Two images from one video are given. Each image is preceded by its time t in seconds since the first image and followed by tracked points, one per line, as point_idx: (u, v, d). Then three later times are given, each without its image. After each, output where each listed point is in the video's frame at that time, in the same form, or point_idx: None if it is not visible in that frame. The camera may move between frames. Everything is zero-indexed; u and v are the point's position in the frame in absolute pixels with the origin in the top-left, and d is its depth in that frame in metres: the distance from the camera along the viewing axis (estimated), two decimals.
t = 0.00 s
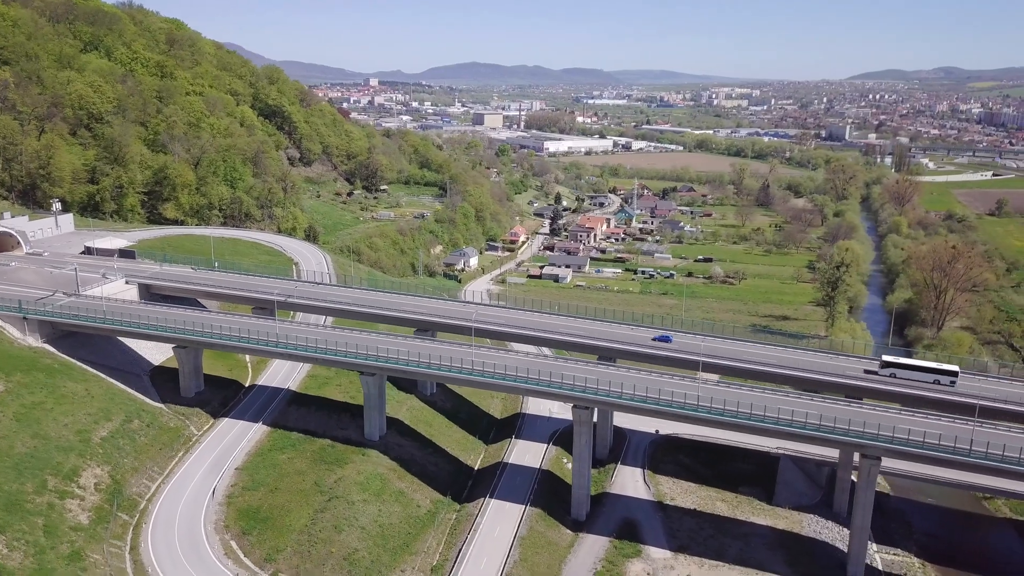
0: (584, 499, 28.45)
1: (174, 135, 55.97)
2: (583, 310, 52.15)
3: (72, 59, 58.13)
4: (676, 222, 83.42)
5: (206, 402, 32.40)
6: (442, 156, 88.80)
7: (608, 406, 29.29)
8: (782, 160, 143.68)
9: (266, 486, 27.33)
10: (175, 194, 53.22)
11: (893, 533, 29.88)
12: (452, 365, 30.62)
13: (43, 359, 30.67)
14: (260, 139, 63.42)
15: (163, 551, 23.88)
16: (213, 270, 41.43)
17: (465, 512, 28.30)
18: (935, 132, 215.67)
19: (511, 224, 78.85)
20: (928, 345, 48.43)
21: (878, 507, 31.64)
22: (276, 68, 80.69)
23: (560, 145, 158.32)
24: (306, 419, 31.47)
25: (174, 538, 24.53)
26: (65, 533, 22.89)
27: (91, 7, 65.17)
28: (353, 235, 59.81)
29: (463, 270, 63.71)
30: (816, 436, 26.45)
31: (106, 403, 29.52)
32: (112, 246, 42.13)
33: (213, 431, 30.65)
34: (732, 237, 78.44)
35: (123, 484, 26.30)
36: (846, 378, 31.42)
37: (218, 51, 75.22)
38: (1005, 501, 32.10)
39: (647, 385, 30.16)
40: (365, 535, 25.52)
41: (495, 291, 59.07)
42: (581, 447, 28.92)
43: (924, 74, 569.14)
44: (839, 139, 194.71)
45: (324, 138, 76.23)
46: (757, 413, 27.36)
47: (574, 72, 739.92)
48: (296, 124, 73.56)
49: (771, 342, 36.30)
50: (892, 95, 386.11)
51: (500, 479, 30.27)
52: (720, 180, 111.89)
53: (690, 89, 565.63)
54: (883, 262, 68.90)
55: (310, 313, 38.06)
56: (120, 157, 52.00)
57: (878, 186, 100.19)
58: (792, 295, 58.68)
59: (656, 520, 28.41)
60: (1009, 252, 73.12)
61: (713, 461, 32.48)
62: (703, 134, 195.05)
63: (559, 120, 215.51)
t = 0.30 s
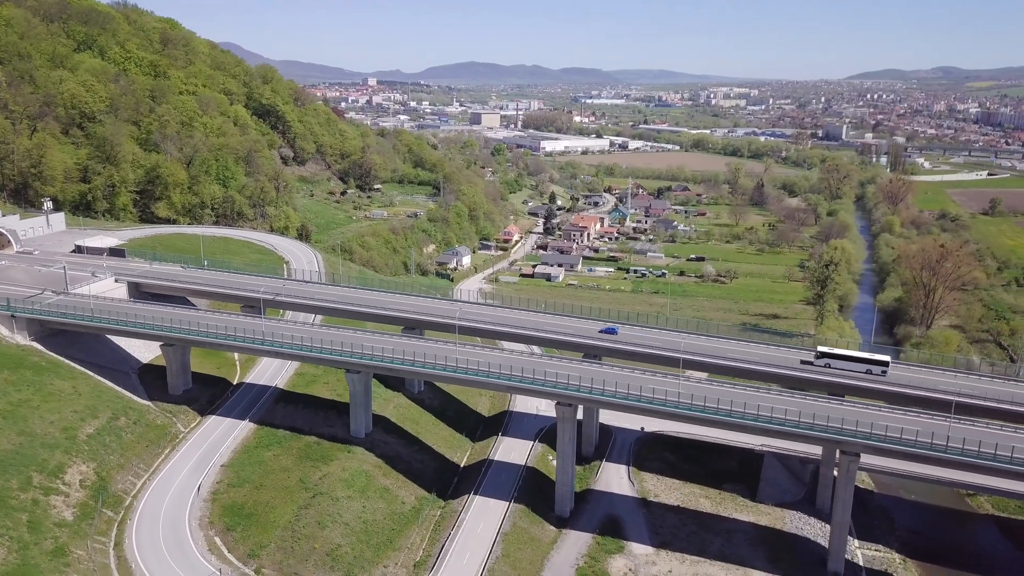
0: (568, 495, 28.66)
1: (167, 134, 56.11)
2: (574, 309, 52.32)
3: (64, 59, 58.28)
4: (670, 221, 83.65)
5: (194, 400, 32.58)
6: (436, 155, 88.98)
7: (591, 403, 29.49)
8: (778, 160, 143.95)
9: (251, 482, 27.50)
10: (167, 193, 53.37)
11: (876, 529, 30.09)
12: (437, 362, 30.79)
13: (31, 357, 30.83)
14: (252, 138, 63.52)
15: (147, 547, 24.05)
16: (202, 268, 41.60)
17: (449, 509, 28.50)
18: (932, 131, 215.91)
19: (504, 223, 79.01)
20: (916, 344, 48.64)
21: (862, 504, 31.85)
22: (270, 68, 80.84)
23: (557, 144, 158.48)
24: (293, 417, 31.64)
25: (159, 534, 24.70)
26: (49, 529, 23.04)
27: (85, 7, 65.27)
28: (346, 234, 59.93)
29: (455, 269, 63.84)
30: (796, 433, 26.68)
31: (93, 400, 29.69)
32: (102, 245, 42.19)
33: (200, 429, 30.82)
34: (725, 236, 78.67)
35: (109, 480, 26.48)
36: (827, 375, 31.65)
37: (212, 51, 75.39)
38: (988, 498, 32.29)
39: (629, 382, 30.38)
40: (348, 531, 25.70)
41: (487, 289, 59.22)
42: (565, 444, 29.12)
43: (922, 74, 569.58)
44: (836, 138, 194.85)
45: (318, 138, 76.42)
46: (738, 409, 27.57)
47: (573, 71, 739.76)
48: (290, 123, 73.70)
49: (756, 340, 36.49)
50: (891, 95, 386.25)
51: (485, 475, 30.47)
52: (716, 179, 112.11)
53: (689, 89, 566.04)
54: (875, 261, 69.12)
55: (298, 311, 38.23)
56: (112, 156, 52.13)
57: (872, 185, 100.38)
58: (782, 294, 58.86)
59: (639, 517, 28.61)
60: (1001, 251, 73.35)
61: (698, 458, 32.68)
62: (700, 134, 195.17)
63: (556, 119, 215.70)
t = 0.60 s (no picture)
0: (552, 491, 28.86)
1: (159, 133, 56.25)
2: (565, 308, 52.59)
3: (57, 58, 58.44)
4: (663, 221, 83.92)
5: (181, 398, 32.73)
6: (431, 154, 89.20)
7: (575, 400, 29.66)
8: (774, 159, 144.32)
9: (236, 479, 27.64)
10: (160, 192, 53.47)
11: (858, 525, 30.30)
12: (421, 360, 30.97)
13: (18, 355, 30.96)
14: (245, 137, 63.61)
15: (131, 543, 24.21)
16: (192, 267, 41.76)
17: (434, 505, 28.69)
18: (928, 131, 216.31)
19: (498, 223, 79.22)
20: (904, 341, 48.92)
21: (845, 501, 32.06)
22: (264, 67, 80.98)
23: (554, 144, 158.69)
24: (280, 414, 31.81)
25: (143, 530, 24.85)
26: (33, 525, 23.15)
27: (78, 6, 65.42)
28: (338, 233, 60.08)
29: (448, 268, 64.05)
30: (776, 430, 26.93)
31: (80, 398, 29.84)
32: (92, 243, 42.32)
33: (187, 426, 30.98)
34: (718, 235, 78.91)
35: (94, 477, 26.61)
36: (810, 372, 31.88)
37: (205, 50, 75.57)
38: (970, 494, 32.52)
39: (613, 379, 30.59)
40: (331, 528, 25.86)
41: (479, 288, 59.41)
42: (549, 441, 29.31)
43: (920, 74, 570.25)
44: (832, 138, 195.14)
45: (312, 137, 76.65)
46: (720, 406, 27.78)
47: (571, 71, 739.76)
48: (284, 122, 73.88)
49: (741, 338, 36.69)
50: (889, 94, 386.68)
51: (470, 472, 30.68)
52: (710, 178, 112.39)
53: (687, 89, 566.75)
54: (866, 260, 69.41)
55: (286, 309, 38.40)
56: (104, 155, 52.23)
57: (866, 184, 100.67)
58: (773, 292, 59.10)
59: (623, 513, 28.80)
60: (992, 250, 73.65)
61: (683, 455, 32.87)
62: (697, 134, 195.38)
63: (553, 119, 215.82)
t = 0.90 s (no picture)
0: (536, 488, 29.05)
1: (152, 133, 56.39)
2: (555, 306, 52.80)
3: (49, 57, 58.61)
4: (657, 220, 84.13)
5: (169, 396, 32.88)
6: (425, 154, 89.42)
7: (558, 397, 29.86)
8: (770, 159, 144.63)
9: (222, 476, 27.78)
10: (151, 191, 53.57)
11: (840, 522, 30.48)
12: (407, 358, 31.15)
13: (6, 354, 31.07)
14: (238, 136, 63.69)
15: (115, 539, 24.37)
16: (182, 266, 41.90)
17: (418, 502, 28.88)
18: (924, 131, 216.65)
19: (491, 222, 79.40)
20: (893, 339, 49.18)
21: (828, 497, 32.24)
22: (258, 67, 81.16)
23: (550, 143, 158.88)
24: (266, 412, 31.97)
25: (127, 526, 25.01)
26: (17, 521, 23.22)
27: (72, 5, 65.57)
28: (331, 232, 60.25)
29: (440, 267, 64.25)
30: (757, 426, 27.16)
31: (67, 395, 29.96)
32: (82, 242, 42.41)
33: (174, 423, 31.12)
34: (711, 235, 79.10)
35: (80, 474, 26.72)
36: (793, 370, 32.08)
37: (199, 49, 75.74)
38: (953, 491, 32.73)
39: (597, 376, 30.79)
40: (315, 524, 26.03)
41: (471, 287, 59.58)
42: (533, 438, 29.51)
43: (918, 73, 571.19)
44: (828, 138, 195.37)
45: (306, 136, 76.87)
46: (701, 403, 28.00)
47: (570, 70, 739.77)
48: (277, 122, 74.03)
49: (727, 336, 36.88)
50: (887, 93, 386.91)
51: (455, 470, 30.87)
52: (705, 178, 112.64)
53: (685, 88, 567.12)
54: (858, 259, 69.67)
55: (275, 307, 38.56)
56: (95, 155, 52.36)
57: (859, 184, 100.92)
58: (764, 291, 59.33)
59: (606, 510, 29.00)
60: (984, 249, 73.90)
61: (668, 452, 33.06)
62: (693, 133, 195.61)
63: (550, 118, 215.96)
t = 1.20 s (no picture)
0: (520, 484, 29.26)
1: (144, 132, 56.51)
2: (546, 305, 53.01)
3: (42, 57, 58.72)
4: (651, 219, 84.33)
5: (156, 393, 33.05)
6: (419, 153, 89.63)
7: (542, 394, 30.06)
8: (765, 159, 144.91)
9: (207, 472, 27.94)
10: (143, 190, 53.66)
11: (823, 518, 30.69)
12: (392, 355, 31.35)
13: None
14: (231, 135, 63.80)
15: (99, 535, 24.54)
16: (171, 264, 42.04)
17: (403, 498, 29.08)
18: (921, 130, 216.93)
19: (484, 221, 79.58)
20: (881, 337, 49.41)
21: (812, 494, 32.46)
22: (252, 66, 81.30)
23: (547, 143, 159.06)
24: (253, 409, 32.17)
25: (112, 522, 25.19)
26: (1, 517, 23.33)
27: (65, 5, 65.67)
28: (323, 231, 60.42)
29: (432, 266, 64.39)
30: (737, 422, 27.41)
31: (54, 393, 30.12)
32: (73, 241, 42.52)
33: (160, 421, 31.29)
34: (704, 234, 79.29)
35: (65, 470, 26.86)
36: (775, 367, 32.34)
37: (193, 49, 75.85)
38: (935, 488, 32.98)
39: (581, 374, 31.00)
40: (299, 520, 26.22)
41: (464, 285, 59.78)
42: (517, 435, 29.71)
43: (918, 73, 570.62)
44: (825, 138, 195.60)
45: (299, 136, 77.07)
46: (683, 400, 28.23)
47: (569, 70, 739.57)
48: (271, 121, 74.19)
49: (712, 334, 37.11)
50: (884, 93, 387.50)
51: (441, 467, 31.08)
52: (700, 177, 112.84)
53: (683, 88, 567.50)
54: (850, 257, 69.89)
55: (263, 306, 38.73)
56: (87, 154, 52.50)
57: (853, 183, 101.11)
58: (755, 290, 59.56)
59: (589, 506, 29.22)
60: (976, 249, 74.13)
61: (653, 449, 33.27)
62: (689, 133, 195.83)
63: (547, 118, 216.14)
